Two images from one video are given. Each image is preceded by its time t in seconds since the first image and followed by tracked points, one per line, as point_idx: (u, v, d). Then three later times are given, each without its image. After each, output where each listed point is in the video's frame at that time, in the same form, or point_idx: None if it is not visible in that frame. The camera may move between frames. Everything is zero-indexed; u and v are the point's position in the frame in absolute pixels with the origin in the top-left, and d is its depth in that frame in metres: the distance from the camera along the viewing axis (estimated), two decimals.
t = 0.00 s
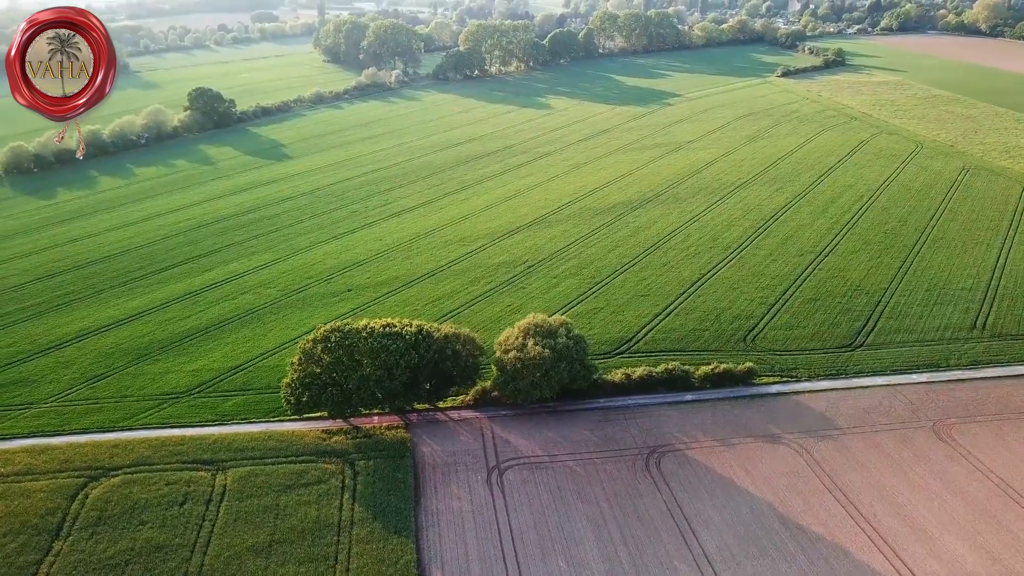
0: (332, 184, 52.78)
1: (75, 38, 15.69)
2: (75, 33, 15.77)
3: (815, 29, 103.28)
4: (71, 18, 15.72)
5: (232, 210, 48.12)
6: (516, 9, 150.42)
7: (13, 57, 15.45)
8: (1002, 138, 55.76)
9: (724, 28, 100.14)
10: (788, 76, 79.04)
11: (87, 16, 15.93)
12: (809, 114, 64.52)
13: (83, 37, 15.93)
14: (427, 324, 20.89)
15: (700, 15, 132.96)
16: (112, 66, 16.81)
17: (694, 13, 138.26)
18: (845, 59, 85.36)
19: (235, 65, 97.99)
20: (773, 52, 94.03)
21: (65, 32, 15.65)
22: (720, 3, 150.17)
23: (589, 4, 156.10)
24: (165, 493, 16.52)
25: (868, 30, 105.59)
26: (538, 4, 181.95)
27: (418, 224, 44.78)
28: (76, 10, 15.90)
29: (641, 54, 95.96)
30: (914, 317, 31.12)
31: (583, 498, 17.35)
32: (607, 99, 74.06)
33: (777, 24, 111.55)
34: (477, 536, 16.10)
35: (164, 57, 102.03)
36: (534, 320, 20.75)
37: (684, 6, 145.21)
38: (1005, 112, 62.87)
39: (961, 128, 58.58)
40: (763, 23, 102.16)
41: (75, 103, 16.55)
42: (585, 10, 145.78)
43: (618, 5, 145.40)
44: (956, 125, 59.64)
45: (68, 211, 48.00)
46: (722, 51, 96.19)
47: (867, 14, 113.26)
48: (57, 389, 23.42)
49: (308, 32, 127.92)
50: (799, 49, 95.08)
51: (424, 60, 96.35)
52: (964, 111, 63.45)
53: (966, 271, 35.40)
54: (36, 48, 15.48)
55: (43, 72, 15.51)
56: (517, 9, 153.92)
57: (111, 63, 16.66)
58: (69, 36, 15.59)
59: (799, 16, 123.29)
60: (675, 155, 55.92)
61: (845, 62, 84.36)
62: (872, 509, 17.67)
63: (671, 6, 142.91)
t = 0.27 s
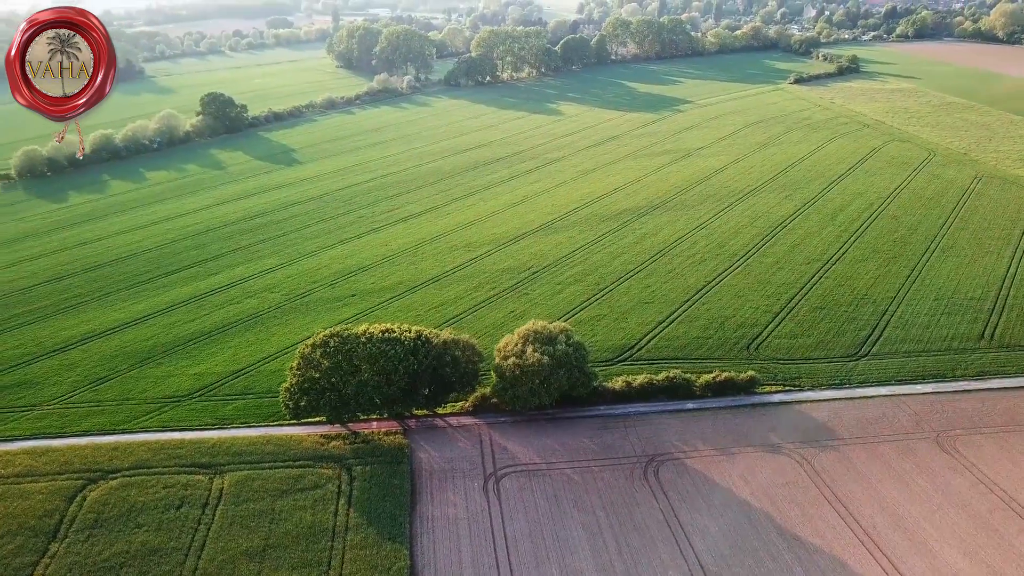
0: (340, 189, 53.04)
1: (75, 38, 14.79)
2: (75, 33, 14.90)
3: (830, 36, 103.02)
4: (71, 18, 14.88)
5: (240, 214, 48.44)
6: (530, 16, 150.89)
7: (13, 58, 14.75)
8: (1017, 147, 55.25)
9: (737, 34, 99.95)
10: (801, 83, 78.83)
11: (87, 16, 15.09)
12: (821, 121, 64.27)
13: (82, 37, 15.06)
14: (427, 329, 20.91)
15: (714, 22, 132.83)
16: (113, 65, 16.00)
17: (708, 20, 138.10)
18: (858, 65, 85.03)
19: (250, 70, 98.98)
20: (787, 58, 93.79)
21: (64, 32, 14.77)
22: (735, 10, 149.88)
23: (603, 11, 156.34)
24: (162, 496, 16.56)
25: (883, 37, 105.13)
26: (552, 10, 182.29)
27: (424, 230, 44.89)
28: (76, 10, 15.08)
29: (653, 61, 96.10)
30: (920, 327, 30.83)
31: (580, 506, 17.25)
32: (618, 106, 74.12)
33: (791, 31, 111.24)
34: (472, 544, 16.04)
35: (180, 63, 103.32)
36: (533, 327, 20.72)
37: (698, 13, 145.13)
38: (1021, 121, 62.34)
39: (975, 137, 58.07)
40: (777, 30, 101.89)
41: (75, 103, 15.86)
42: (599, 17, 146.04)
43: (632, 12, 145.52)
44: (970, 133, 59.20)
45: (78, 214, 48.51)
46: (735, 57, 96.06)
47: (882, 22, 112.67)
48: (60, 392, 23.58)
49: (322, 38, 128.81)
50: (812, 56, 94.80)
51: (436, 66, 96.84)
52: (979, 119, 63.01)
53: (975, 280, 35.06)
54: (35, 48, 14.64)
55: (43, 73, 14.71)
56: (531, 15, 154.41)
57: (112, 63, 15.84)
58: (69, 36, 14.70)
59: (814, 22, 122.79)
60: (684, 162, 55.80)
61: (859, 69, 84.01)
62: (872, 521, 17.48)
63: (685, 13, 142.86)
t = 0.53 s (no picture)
0: (349, 194, 53.30)
1: (75, 38, 14.79)
2: (75, 33, 14.87)
3: (845, 42, 102.61)
4: (71, 18, 14.83)
5: (249, 218, 48.78)
6: (544, 22, 151.25)
7: (13, 58, 14.68)
8: None
9: (751, 40, 99.68)
10: (815, 89, 78.52)
11: (87, 16, 15.03)
12: (834, 129, 63.96)
13: (82, 37, 15.03)
14: (427, 334, 20.92)
15: (728, 28, 132.53)
16: (113, 65, 15.89)
17: (723, 26, 137.81)
18: (873, 72, 84.58)
19: (264, 75, 99.94)
20: (801, 65, 93.45)
21: (64, 32, 14.77)
22: (750, 16, 149.42)
23: (617, 17, 156.49)
24: (159, 499, 16.62)
25: (900, 44, 104.60)
26: (567, 16, 182.58)
27: (431, 235, 45.00)
28: (76, 10, 15.02)
29: (666, 67, 96.12)
30: (927, 336, 30.53)
31: (576, 514, 17.18)
32: (629, 112, 74.13)
33: (806, 37, 110.83)
34: (467, 550, 16.00)
35: (195, 68, 104.54)
36: (533, 333, 20.69)
37: (713, 19, 144.91)
38: None
39: (990, 145, 57.48)
40: (791, 36, 101.52)
41: (75, 103, 15.70)
42: (613, 23, 146.17)
43: (646, 18, 145.49)
44: (986, 140, 58.69)
45: (88, 217, 49.04)
46: (749, 64, 95.84)
47: (899, 28, 111.95)
48: (64, 394, 23.76)
49: (337, 43, 129.75)
50: (827, 62, 94.38)
51: (449, 72, 97.36)
52: (995, 127, 62.47)
53: (985, 290, 34.68)
54: (35, 48, 14.66)
55: (43, 72, 14.71)
56: (545, 21, 154.77)
57: (112, 63, 15.72)
58: (68, 36, 14.70)
59: (829, 29, 122.15)
60: (692, 169, 55.66)
61: (873, 76, 83.57)
62: (872, 532, 17.30)
63: (700, 20, 142.65)
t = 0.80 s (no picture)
0: (357, 199, 53.56)
1: (74, 38, 15.11)
2: (75, 34, 15.15)
3: (861, 49, 102.16)
4: (70, 18, 15.06)
5: (257, 222, 49.11)
6: (558, 28, 151.59)
7: (13, 58, 14.95)
8: None
9: (766, 46, 99.18)
10: (828, 96, 78.19)
11: (87, 16, 15.26)
12: (846, 135, 63.62)
13: (82, 37, 15.29)
14: (427, 340, 20.93)
15: (742, 35, 132.23)
16: (114, 66, 16.05)
17: (737, 32, 137.53)
18: (888, 79, 84.12)
19: (279, 80, 100.91)
20: (815, 71, 93.09)
21: (64, 32, 15.05)
22: (765, 22, 149.00)
23: (632, 23, 156.65)
24: (158, 501, 16.70)
25: (916, 50, 104.02)
26: (581, 22, 182.89)
27: (438, 241, 45.12)
28: (76, 11, 15.26)
29: (679, 73, 96.06)
30: (935, 346, 30.20)
31: (573, 522, 17.09)
32: (640, 118, 74.11)
33: (820, 44, 110.37)
34: (461, 557, 15.95)
35: (211, 73, 105.86)
36: (533, 339, 20.66)
37: (727, 26, 144.67)
38: None
39: (1004, 152, 56.86)
40: (806, 42, 101.01)
41: (75, 102, 15.84)
42: (627, 29, 146.27)
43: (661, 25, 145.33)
44: (1001, 148, 58.17)
45: (99, 220, 49.55)
46: (762, 70, 95.56)
47: (915, 35, 111.15)
48: (68, 396, 23.96)
49: (351, 49, 130.64)
50: (842, 69, 93.89)
51: (461, 78, 97.78)
52: (1011, 134, 61.92)
53: (995, 300, 34.29)
54: (36, 48, 14.95)
55: (43, 72, 15.09)
56: (559, 28, 155.16)
57: (112, 63, 15.89)
58: (68, 36, 15.04)
59: (845, 35, 121.49)
60: (701, 175, 55.50)
61: (888, 83, 83.10)
62: (871, 544, 17.11)
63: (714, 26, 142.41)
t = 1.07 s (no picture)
0: (365, 203, 53.77)
1: (74, 38, 14.60)
2: (75, 33, 14.66)
3: (875, 55, 101.71)
4: (71, 18, 14.61)
5: (265, 226, 49.39)
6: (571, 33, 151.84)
7: (12, 58, 14.48)
8: None
9: (779, 52, 98.64)
10: (841, 102, 77.89)
11: (87, 16, 14.79)
12: (857, 142, 63.33)
13: (82, 37, 14.80)
14: (426, 345, 20.99)
15: (756, 40, 131.78)
16: (115, 65, 15.55)
17: (751, 38, 137.08)
18: (902, 85, 83.69)
19: (292, 85, 101.70)
20: (829, 77, 92.74)
21: (64, 32, 14.56)
22: (779, 28, 148.49)
23: (645, 28, 156.63)
24: (155, 504, 16.76)
25: (932, 56, 103.48)
26: (594, 28, 183.11)
27: (444, 245, 45.20)
28: (76, 11, 14.79)
29: (691, 79, 95.84)
30: (941, 355, 29.91)
31: (569, 529, 17.03)
32: (650, 124, 74.12)
33: (834, 50, 109.82)
34: (456, 563, 15.91)
35: (226, 77, 106.85)
36: (532, 345, 20.69)
37: (741, 31, 144.34)
38: None
39: (1018, 160, 56.40)
40: (820, 48, 100.40)
41: (75, 103, 15.41)
42: (640, 35, 146.29)
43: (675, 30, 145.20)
44: (1015, 155, 57.68)
45: (108, 223, 50.03)
46: (776, 76, 95.32)
47: (932, 40, 110.59)
48: (71, 398, 24.13)
49: (365, 54, 131.45)
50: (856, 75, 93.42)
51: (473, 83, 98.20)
52: None
53: (1004, 309, 33.92)
54: (36, 48, 14.50)
55: (43, 72, 14.57)
56: (572, 33, 155.48)
57: (113, 63, 15.40)
58: (68, 35, 14.53)
59: (860, 41, 120.80)
60: (708, 182, 55.32)
61: (903, 89, 82.70)
62: (870, 555, 16.94)
63: (727, 32, 142.10)
